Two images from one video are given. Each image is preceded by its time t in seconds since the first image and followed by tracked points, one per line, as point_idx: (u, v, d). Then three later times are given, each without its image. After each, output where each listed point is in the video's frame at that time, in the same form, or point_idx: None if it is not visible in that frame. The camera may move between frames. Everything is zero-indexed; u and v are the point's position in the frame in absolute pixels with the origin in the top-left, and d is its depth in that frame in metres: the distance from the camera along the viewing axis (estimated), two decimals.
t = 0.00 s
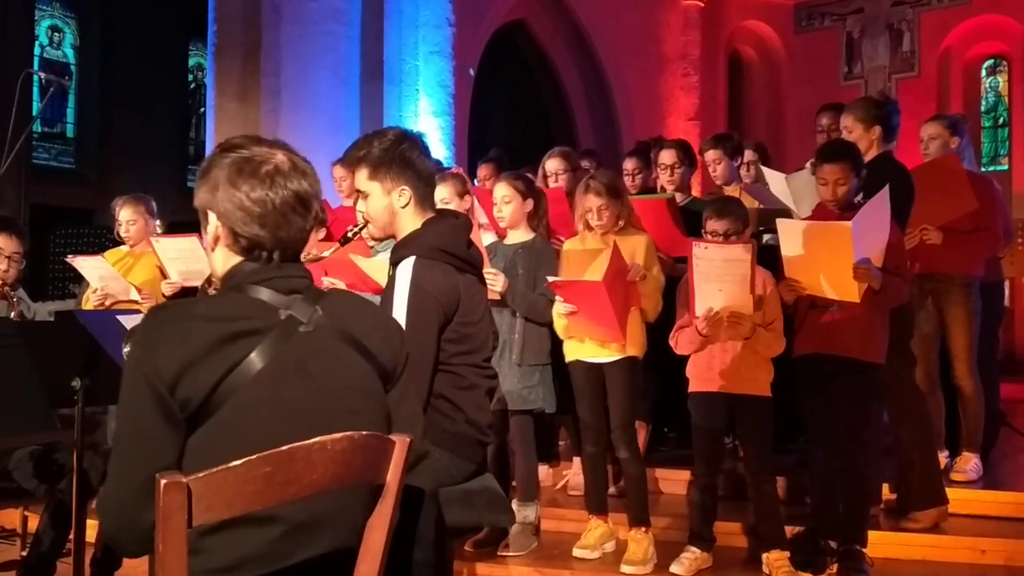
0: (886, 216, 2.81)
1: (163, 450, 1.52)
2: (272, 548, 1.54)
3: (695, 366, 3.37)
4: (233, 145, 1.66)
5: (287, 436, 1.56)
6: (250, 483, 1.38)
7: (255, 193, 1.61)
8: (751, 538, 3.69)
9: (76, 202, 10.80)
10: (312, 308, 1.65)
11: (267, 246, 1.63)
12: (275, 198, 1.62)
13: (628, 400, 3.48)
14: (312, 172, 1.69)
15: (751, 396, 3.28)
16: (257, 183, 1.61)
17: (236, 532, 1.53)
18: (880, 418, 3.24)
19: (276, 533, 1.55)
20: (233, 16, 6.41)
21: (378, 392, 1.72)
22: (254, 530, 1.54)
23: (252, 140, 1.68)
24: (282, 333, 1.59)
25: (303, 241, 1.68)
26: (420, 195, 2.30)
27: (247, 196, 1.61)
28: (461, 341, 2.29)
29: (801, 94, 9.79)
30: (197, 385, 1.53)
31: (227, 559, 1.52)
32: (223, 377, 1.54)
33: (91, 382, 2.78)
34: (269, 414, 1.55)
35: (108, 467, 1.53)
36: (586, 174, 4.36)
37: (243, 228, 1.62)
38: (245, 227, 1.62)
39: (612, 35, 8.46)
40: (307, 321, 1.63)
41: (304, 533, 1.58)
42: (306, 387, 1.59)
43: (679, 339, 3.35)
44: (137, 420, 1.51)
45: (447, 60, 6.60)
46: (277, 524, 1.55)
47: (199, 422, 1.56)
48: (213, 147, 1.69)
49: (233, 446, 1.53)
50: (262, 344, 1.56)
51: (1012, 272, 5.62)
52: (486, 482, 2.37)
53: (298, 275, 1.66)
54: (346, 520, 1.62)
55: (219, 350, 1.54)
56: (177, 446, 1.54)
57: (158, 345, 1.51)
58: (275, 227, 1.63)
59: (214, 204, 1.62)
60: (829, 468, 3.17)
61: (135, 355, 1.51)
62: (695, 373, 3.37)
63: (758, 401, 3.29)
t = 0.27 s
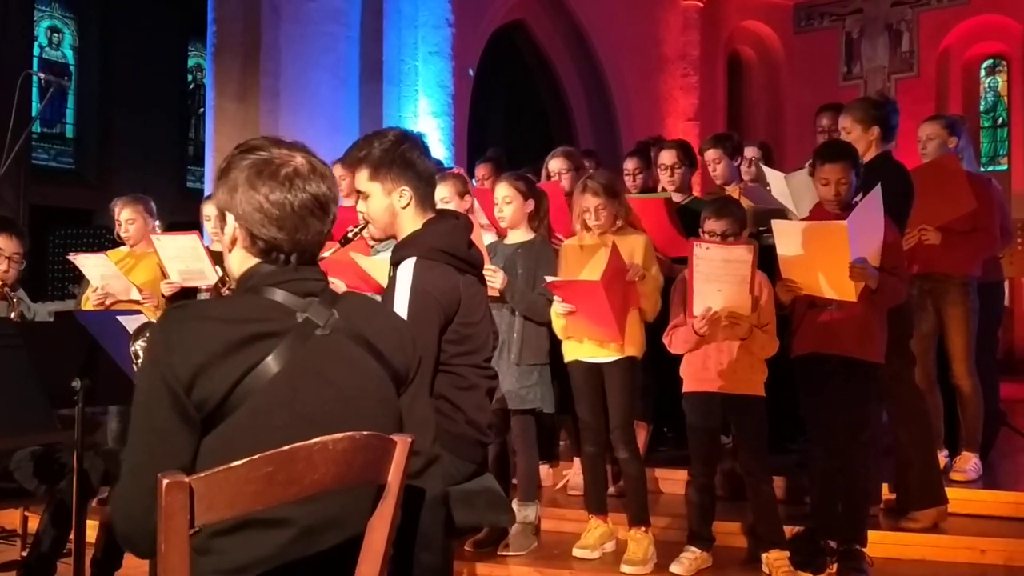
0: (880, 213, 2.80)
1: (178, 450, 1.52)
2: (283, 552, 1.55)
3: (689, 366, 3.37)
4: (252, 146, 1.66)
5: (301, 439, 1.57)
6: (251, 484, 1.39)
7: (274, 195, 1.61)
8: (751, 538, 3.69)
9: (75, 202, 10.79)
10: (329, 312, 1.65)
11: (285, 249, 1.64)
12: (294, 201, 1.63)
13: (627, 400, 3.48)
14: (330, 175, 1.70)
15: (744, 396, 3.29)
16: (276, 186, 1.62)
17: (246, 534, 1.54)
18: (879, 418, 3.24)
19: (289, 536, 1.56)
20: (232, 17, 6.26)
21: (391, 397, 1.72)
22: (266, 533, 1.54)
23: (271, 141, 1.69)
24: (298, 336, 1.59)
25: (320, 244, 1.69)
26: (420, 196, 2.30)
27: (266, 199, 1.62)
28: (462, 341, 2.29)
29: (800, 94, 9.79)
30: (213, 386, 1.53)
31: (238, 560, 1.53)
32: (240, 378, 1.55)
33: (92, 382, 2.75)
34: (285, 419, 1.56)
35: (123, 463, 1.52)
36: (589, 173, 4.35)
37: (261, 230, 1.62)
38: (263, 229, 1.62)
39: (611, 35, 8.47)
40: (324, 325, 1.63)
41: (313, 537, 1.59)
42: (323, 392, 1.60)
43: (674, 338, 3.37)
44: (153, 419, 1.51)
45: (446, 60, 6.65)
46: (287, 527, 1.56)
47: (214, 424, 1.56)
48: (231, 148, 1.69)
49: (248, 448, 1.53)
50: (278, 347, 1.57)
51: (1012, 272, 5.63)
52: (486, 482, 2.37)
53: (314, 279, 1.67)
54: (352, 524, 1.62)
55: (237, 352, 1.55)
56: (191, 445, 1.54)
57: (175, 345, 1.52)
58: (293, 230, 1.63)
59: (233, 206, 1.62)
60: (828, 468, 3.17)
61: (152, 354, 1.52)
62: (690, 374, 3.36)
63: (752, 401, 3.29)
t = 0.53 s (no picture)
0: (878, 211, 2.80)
1: (183, 451, 1.52)
2: (286, 551, 1.55)
3: (693, 365, 3.39)
4: (256, 147, 1.67)
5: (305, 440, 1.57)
6: (255, 484, 1.39)
7: (280, 195, 1.62)
8: (752, 538, 3.69)
9: (75, 203, 10.79)
10: (333, 312, 1.65)
11: (291, 249, 1.64)
12: (300, 202, 1.63)
13: (627, 400, 3.48)
14: (334, 175, 1.70)
15: (747, 396, 3.29)
16: (282, 186, 1.62)
17: (251, 535, 1.54)
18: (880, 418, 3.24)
19: (293, 536, 1.56)
20: (232, 18, 6.25)
21: (394, 397, 1.72)
22: (269, 533, 1.55)
23: (273, 142, 1.69)
24: (303, 337, 1.59)
25: (324, 245, 1.69)
26: (421, 196, 2.30)
27: (272, 199, 1.62)
28: (463, 341, 2.30)
29: (800, 94, 9.79)
30: (218, 387, 1.53)
31: (242, 561, 1.53)
32: (246, 379, 1.55)
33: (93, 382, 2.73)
34: (289, 419, 1.56)
35: (127, 465, 1.53)
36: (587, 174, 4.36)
37: (267, 231, 1.62)
38: (268, 229, 1.62)
39: (611, 36, 8.47)
40: (328, 325, 1.63)
41: (318, 538, 1.59)
42: (326, 394, 1.60)
43: (680, 338, 3.39)
44: (159, 420, 1.51)
45: (447, 61, 6.61)
46: (292, 527, 1.56)
47: (219, 425, 1.56)
48: (234, 149, 1.69)
49: (253, 449, 1.54)
50: (283, 348, 1.57)
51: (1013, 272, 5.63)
52: (487, 482, 2.37)
53: (318, 279, 1.67)
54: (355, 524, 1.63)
55: (242, 353, 1.55)
56: (197, 446, 1.54)
57: (180, 346, 1.52)
58: (299, 230, 1.64)
59: (238, 207, 1.62)
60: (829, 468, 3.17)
61: (158, 354, 1.52)
62: (696, 373, 3.37)
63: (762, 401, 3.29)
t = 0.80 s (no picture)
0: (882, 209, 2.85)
1: (181, 453, 1.53)
2: (288, 551, 1.56)
3: (709, 366, 3.40)
4: (245, 150, 1.68)
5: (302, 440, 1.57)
6: (260, 485, 1.39)
7: (270, 195, 1.63)
8: (756, 538, 3.69)
9: (80, 204, 10.81)
10: (328, 312, 1.65)
11: (283, 249, 1.65)
12: (290, 200, 1.64)
13: (632, 400, 3.48)
14: (324, 175, 1.71)
15: (764, 396, 3.30)
16: (271, 186, 1.63)
17: (253, 535, 1.55)
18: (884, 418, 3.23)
19: (296, 535, 1.56)
20: (236, 18, 6.27)
21: (392, 394, 1.72)
22: (271, 533, 1.55)
23: (262, 145, 1.70)
24: (298, 337, 1.59)
25: (316, 244, 1.70)
26: (425, 197, 2.31)
27: (262, 199, 1.63)
28: (467, 341, 2.29)
29: (803, 94, 9.77)
30: (215, 389, 1.53)
31: (246, 561, 1.54)
32: (242, 381, 1.55)
33: (99, 384, 2.73)
34: (285, 420, 1.56)
35: (127, 468, 1.53)
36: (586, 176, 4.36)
37: (258, 231, 1.63)
38: (260, 230, 1.63)
39: (614, 36, 8.46)
40: (323, 325, 1.63)
41: (319, 537, 1.60)
42: (322, 394, 1.60)
43: (693, 341, 3.41)
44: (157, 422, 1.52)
45: (450, 62, 6.72)
46: (295, 527, 1.57)
47: (217, 426, 1.56)
48: (224, 154, 1.71)
49: (252, 450, 1.54)
50: (278, 349, 1.57)
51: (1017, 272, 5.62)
52: (491, 483, 2.37)
53: (311, 280, 1.67)
54: (361, 523, 1.64)
55: (237, 354, 1.55)
56: (196, 448, 1.54)
57: (176, 349, 1.52)
58: (290, 229, 1.64)
59: (229, 209, 1.63)
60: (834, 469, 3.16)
61: (154, 357, 1.52)
62: (710, 374, 3.39)
63: (775, 401, 3.30)
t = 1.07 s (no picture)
0: (897, 212, 2.80)
1: (177, 455, 1.53)
2: (288, 548, 1.56)
3: (713, 366, 3.39)
4: (229, 154, 1.68)
5: (296, 438, 1.58)
6: (266, 485, 1.39)
7: (255, 197, 1.62)
8: (760, 538, 3.69)
9: (85, 205, 10.86)
10: (318, 309, 1.65)
11: (271, 250, 1.64)
12: (275, 202, 1.63)
13: (637, 400, 3.48)
14: (309, 174, 1.71)
15: (766, 396, 3.29)
16: (256, 188, 1.63)
17: (254, 534, 1.55)
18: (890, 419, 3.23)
19: (295, 531, 1.57)
20: (242, 18, 6.42)
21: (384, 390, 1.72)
22: (271, 531, 1.56)
23: (246, 148, 1.70)
24: (289, 335, 1.59)
25: (304, 243, 1.69)
26: (431, 198, 2.31)
27: (248, 201, 1.62)
28: (472, 342, 2.30)
29: (808, 94, 9.76)
30: (209, 391, 1.53)
31: (246, 560, 1.54)
32: (235, 381, 1.55)
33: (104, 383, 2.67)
34: (281, 417, 1.57)
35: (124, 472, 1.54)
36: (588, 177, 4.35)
37: (245, 233, 1.63)
38: (247, 231, 1.63)
39: (617, 36, 8.47)
40: (314, 322, 1.63)
41: (318, 534, 1.60)
42: (316, 389, 1.61)
43: (696, 341, 3.42)
44: (152, 426, 1.52)
45: (454, 62, 6.70)
46: (294, 523, 1.57)
47: (213, 427, 1.57)
48: (210, 158, 1.71)
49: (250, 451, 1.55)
50: (270, 347, 1.57)
51: None
52: (496, 483, 2.37)
53: (301, 279, 1.67)
54: (364, 521, 1.65)
55: (229, 355, 1.55)
56: (192, 450, 1.55)
57: (169, 352, 1.52)
58: (276, 229, 1.64)
59: (215, 212, 1.63)
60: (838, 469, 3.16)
61: (147, 361, 1.52)
62: (712, 374, 3.38)
63: (779, 402, 3.29)
